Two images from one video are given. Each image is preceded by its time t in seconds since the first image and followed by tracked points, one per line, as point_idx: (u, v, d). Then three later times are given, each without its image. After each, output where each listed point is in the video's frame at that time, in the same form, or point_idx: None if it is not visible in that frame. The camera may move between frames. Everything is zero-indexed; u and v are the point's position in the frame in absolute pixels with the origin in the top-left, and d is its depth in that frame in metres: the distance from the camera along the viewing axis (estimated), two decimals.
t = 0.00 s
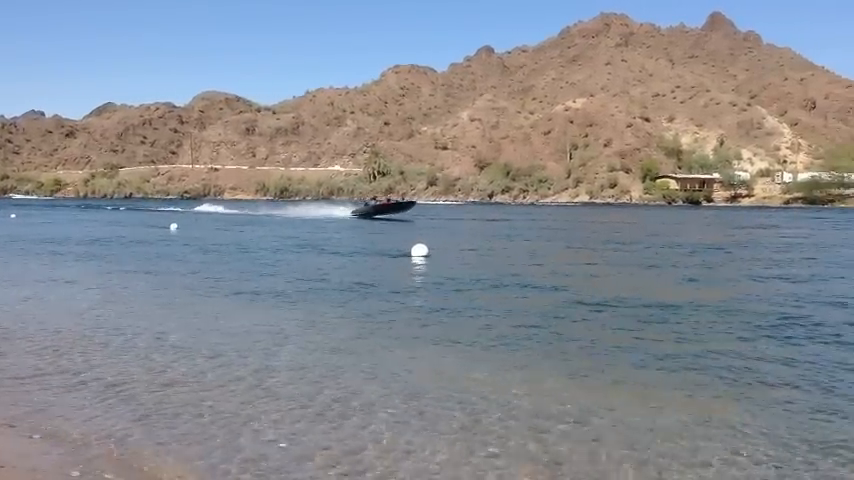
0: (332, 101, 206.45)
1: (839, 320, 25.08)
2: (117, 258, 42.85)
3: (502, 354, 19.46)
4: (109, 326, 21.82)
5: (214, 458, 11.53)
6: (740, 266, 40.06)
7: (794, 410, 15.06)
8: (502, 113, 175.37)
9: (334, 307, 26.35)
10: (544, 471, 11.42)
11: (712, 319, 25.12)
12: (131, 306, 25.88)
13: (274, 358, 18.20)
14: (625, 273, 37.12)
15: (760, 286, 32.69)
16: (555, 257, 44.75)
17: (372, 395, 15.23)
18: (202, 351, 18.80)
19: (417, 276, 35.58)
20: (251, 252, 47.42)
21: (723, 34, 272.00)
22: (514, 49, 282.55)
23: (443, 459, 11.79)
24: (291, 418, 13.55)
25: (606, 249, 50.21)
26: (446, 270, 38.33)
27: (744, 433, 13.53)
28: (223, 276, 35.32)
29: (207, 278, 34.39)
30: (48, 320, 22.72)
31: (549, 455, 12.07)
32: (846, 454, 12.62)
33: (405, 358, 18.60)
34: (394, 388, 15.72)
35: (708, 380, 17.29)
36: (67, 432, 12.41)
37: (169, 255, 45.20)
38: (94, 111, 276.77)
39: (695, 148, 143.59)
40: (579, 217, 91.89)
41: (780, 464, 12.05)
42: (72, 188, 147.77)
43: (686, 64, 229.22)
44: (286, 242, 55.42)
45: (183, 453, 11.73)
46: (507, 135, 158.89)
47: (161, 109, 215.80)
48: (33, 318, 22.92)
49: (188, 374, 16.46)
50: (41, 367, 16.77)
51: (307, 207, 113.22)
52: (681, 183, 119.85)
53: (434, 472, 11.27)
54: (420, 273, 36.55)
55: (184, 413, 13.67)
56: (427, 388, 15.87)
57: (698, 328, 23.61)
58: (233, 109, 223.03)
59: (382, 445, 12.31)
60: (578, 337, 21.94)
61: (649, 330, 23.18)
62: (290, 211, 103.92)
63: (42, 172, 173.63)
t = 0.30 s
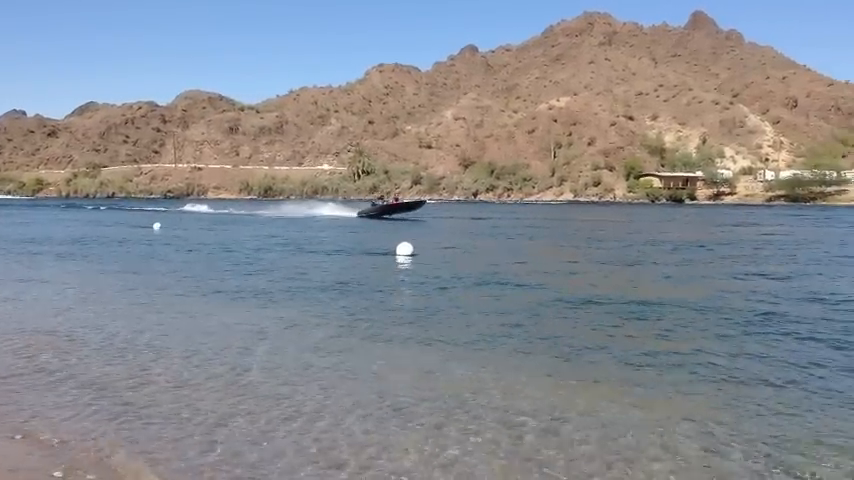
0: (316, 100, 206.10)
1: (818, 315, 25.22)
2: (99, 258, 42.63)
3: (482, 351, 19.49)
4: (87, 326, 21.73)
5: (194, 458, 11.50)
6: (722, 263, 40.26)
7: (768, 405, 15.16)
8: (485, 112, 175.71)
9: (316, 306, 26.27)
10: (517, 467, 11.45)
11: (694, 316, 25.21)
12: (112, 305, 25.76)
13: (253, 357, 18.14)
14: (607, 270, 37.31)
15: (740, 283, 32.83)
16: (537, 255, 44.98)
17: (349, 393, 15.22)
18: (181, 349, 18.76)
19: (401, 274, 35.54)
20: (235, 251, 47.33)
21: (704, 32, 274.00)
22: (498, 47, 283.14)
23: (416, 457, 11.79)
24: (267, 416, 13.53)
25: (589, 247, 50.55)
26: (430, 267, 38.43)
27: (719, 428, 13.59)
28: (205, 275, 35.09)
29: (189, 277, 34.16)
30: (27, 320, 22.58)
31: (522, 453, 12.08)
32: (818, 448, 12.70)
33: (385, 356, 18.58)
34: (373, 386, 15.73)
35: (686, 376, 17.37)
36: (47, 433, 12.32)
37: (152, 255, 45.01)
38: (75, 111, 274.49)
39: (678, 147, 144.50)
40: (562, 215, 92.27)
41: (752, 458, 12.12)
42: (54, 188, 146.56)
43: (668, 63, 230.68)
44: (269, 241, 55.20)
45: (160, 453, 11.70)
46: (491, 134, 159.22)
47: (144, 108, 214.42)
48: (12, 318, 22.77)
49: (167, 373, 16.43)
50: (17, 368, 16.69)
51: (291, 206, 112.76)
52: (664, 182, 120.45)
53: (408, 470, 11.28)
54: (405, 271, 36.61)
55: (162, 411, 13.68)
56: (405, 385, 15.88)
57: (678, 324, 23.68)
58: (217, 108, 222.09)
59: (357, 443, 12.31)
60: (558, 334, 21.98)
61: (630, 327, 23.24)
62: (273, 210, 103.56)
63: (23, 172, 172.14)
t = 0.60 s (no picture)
0: (298, 97, 205.31)
1: (796, 313, 25.37)
2: (80, 256, 42.25)
3: (464, 349, 19.44)
4: (67, 325, 21.56)
5: (171, 456, 11.47)
6: (702, 260, 40.41)
7: (744, 402, 15.22)
8: (468, 109, 175.77)
9: (296, 305, 26.13)
10: (494, 466, 11.42)
11: (674, 313, 25.30)
12: (92, 304, 25.60)
13: (232, 356, 18.03)
14: (589, 268, 37.41)
15: (720, 280, 32.97)
16: (520, 252, 45.00)
17: (328, 392, 15.15)
18: (160, 348, 18.67)
19: (383, 272, 35.46)
20: (217, 250, 47.04)
21: (685, 30, 275.20)
22: (481, 45, 283.26)
23: (393, 456, 11.73)
24: (244, 416, 13.42)
25: (571, 245, 50.69)
26: (414, 265, 38.40)
27: (696, 426, 13.62)
28: (185, 274, 34.82)
29: (169, 276, 33.90)
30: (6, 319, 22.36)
31: (500, 451, 12.04)
32: (793, 444, 12.73)
33: (365, 355, 18.51)
34: (354, 386, 15.64)
35: (664, 373, 17.41)
36: (26, 432, 12.22)
37: (133, 253, 44.66)
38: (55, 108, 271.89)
39: (659, 145, 145.23)
40: (545, 212, 92.55)
41: (729, 455, 12.13)
42: (34, 186, 145.21)
43: (650, 61, 231.62)
44: (251, 239, 54.86)
45: (139, 450, 11.65)
46: (474, 132, 159.31)
47: (125, 104, 212.57)
48: None
49: (146, 372, 16.35)
50: None
51: (273, 204, 112.41)
52: (647, 179, 120.89)
53: (386, 470, 11.21)
54: (388, 269, 36.55)
55: (141, 410, 13.63)
56: (385, 384, 15.81)
57: (657, 322, 23.79)
58: (199, 106, 220.68)
59: (333, 443, 12.24)
60: (539, 332, 21.98)
61: (610, 325, 23.27)
62: (255, 208, 103.05)
63: (2, 170, 170.38)
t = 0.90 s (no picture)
0: (278, 94, 204.44)
1: (771, 307, 25.63)
2: (58, 253, 41.87)
3: (442, 344, 19.43)
4: (42, 321, 21.36)
5: (144, 452, 11.41)
6: (680, 257, 40.66)
7: (718, 396, 15.33)
8: (449, 106, 175.85)
9: (275, 301, 25.99)
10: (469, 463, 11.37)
11: (654, 308, 25.49)
12: (70, 300, 25.41)
13: (209, 353, 17.89)
14: (569, 264, 37.51)
15: (696, 276, 33.20)
16: (501, 248, 45.11)
17: (305, 388, 15.08)
18: (136, 344, 18.56)
19: (362, 269, 35.42)
20: (197, 246, 46.81)
21: (664, 28, 276.73)
22: (461, 42, 283.43)
23: (367, 451, 11.73)
24: (217, 414, 13.27)
25: (551, 241, 50.85)
26: (395, 262, 38.38)
27: (670, 420, 13.68)
28: (163, 271, 34.57)
29: (147, 272, 33.67)
30: None
31: (474, 447, 12.02)
32: (765, 437, 12.84)
33: (343, 352, 18.45)
34: (331, 382, 15.57)
35: (642, 369, 17.45)
36: None
37: (111, 250, 44.32)
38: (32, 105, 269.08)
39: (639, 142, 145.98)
40: (525, 209, 92.73)
41: (700, 450, 12.22)
42: (11, 183, 143.73)
43: (630, 59, 232.68)
44: (230, 236, 54.58)
45: (112, 447, 11.59)
46: (455, 128, 159.39)
47: (103, 101, 210.70)
48: None
49: (122, 368, 16.26)
50: None
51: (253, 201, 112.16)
52: (627, 176, 121.35)
53: (359, 467, 11.16)
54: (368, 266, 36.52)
55: (115, 406, 13.56)
56: (361, 381, 15.75)
57: (636, 317, 23.91)
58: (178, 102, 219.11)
59: (307, 439, 12.18)
60: (517, 329, 22.02)
61: (588, 319, 23.36)
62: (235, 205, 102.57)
63: None
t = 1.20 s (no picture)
0: (251, 93, 203.48)
1: (742, 302, 26.01)
2: (31, 254, 41.51)
3: (416, 342, 19.56)
4: (14, 323, 21.29)
5: (114, 455, 11.45)
6: (651, 255, 41.18)
7: (686, 390, 15.57)
8: (423, 106, 176.07)
9: (250, 301, 25.98)
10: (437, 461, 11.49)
11: (626, 305, 25.81)
12: (43, 301, 25.30)
13: (180, 353, 17.91)
14: (542, 263, 37.78)
15: (667, 273, 33.61)
16: (476, 247, 45.37)
17: (277, 387, 15.14)
18: (108, 345, 18.52)
19: (339, 268, 35.44)
20: (172, 246, 46.66)
21: (636, 28, 278.94)
22: (435, 42, 283.81)
23: (337, 451, 11.81)
24: (185, 415, 13.30)
25: (526, 239, 51.25)
26: (371, 261, 38.48)
27: (637, 414, 13.91)
28: (139, 271, 34.40)
29: (121, 273, 33.54)
30: None
31: (442, 445, 12.15)
32: (731, 431, 13.05)
33: (317, 350, 18.52)
34: (304, 381, 15.65)
35: (612, 364, 17.68)
36: None
37: (84, 251, 43.96)
38: None
39: (612, 141, 147.18)
40: (501, 208, 93.17)
41: (665, 444, 12.43)
42: None
43: (603, 58, 234.35)
44: (204, 236, 54.38)
45: (84, 449, 11.63)
46: (429, 128, 159.66)
47: (74, 100, 208.40)
48: None
49: (92, 368, 16.25)
50: None
51: (227, 201, 111.66)
52: (600, 175, 122.49)
53: (327, 465, 11.25)
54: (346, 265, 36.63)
55: (85, 406, 13.61)
56: (333, 381, 15.81)
57: (610, 314, 24.14)
58: (150, 102, 217.21)
59: (275, 440, 12.21)
60: (491, 327, 22.18)
61: (561, 316, 23.57)
62: (210, 204, 102.11)
63: None
